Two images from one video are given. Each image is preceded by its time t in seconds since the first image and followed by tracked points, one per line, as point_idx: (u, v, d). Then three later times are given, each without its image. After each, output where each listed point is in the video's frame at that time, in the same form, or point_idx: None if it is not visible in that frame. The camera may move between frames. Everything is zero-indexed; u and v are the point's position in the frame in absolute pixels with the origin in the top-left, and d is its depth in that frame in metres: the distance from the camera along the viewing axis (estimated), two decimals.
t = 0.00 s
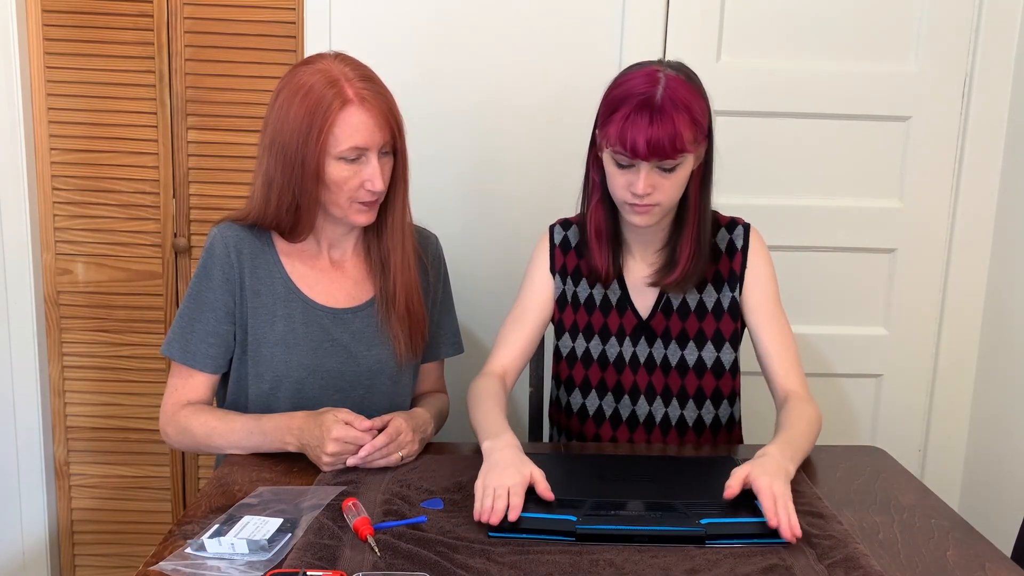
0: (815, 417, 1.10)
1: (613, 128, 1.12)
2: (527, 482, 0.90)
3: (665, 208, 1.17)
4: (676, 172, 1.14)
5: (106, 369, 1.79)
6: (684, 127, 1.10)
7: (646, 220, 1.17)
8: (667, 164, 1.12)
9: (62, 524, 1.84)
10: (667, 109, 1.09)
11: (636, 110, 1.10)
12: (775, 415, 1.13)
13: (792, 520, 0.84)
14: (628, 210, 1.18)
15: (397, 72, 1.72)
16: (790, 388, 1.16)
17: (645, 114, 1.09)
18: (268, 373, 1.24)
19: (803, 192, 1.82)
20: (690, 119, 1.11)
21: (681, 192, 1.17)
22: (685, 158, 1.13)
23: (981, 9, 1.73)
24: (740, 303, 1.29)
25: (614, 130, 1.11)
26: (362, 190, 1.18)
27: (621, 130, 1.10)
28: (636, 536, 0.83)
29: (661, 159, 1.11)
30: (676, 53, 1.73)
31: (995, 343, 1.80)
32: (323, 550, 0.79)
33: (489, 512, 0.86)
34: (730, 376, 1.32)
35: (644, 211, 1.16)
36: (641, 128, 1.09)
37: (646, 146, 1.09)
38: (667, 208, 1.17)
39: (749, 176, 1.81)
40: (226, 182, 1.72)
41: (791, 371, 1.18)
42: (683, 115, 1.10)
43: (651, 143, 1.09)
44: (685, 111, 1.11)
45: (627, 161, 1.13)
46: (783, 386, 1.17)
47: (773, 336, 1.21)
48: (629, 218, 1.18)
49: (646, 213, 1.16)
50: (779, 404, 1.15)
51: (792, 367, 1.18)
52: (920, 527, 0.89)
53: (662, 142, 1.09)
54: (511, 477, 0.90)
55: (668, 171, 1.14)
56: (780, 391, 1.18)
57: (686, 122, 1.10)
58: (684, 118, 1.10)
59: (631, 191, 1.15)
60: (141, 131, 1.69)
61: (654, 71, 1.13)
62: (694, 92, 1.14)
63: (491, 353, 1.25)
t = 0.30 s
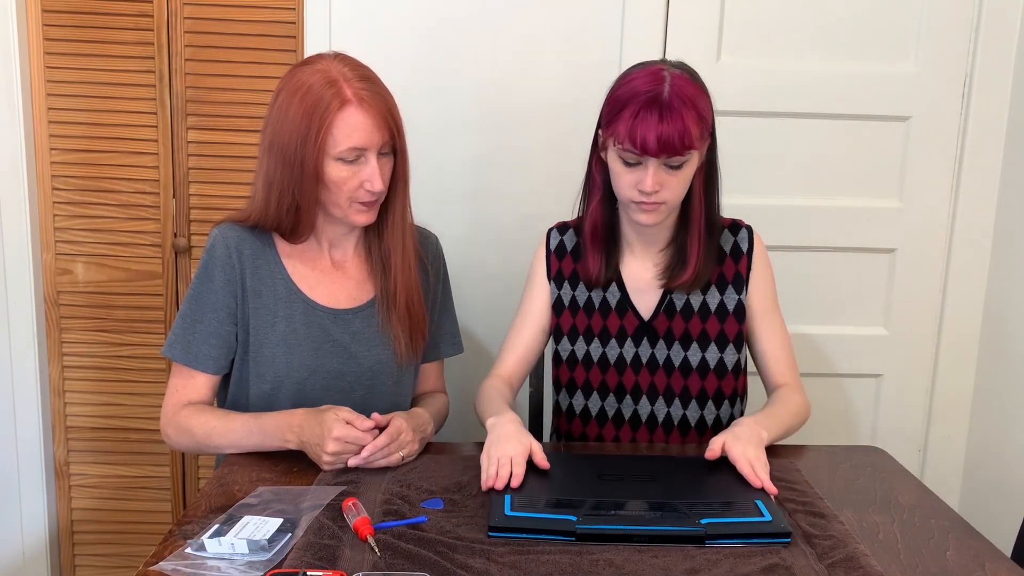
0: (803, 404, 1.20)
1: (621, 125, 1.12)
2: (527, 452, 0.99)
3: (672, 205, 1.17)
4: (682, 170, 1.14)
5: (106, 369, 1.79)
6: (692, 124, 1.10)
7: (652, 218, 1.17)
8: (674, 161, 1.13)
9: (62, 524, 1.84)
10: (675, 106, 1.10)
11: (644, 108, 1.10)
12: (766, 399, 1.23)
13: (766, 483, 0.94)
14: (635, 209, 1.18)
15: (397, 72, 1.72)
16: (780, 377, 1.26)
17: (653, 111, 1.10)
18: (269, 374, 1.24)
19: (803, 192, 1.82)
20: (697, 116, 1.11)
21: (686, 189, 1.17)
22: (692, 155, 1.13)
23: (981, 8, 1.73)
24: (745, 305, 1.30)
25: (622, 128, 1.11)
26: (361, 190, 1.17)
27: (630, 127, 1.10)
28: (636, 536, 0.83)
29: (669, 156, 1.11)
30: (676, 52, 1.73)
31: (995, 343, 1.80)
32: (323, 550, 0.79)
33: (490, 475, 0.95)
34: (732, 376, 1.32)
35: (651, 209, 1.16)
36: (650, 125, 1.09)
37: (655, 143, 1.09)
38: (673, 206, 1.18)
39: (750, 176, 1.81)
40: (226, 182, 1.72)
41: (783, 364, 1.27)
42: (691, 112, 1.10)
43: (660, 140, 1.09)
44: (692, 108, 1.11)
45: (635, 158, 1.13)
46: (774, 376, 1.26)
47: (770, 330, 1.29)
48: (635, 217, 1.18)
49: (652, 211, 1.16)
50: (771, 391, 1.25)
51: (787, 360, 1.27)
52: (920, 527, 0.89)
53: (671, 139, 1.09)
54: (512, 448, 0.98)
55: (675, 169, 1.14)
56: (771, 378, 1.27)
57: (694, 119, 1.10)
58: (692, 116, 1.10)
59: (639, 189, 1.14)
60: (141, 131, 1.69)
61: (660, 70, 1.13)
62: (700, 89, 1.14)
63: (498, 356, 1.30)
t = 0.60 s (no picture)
0: (797, 405, 1.19)
1: (614, 128, 1.12)
2: (527, 453, 0.99)
3: (666, 208, 1.17)
4: (676, 173, 1.14)
5: (106, 369, 1.79)
6: (685, 128, 1.10)
7: (647, 221, 1.17)
8: (668, 164, 1.13)
9: (62, 524, 1.84)
10: (668, 109, 1.10)
11: (637, 111, 1.10)
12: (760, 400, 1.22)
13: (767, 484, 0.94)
14: (629, 211, 1.18)
15: (397, 71, 1.72)
16: (775, 377, 1.26)
17: (646, 115, 1.10)
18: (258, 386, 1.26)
19: (803, 192, 1.82)
20: (691, 120, 1.11)
21: (681, 191, 1.17)
22: (686, 158, 1.13)
23: (981, 8, 1.73)
24: (743, 301, 1.30)
25: (616, 132, 1.12)
26: (315, 199, 1.14)
27: (623, 131, 1.11)
28: (636, 536, 0.83)
29: (662, 160, 1.11)
30: (676, 53, 1.73)
31: (995, 343, 1.80)
32: (323, 550, 0.79)
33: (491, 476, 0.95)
34: (731, 373, 1.32)
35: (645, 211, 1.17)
36: (643, 129, 1.10)
37: (647, 147, 1.10)
38: (667, 208, 1.18)
39: (750, 177, 1.81)
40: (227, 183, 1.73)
41: (778, 363, 1.27)
42: (685, 116, 1.10)
43: (652, 144, 1.10)
44: (686, 111, 1.11)
45: (628, 161, 1.14)
46: (768, 376, 1.26)
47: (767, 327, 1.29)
48: (630, 219, 1.19)
49: (647, 213, 1.17)
50: (764, 391, 1.25)
51: (783, 360, 1.27)
52: (920, 527, 0.89)
53: (664, 144, 1.10)
54: (512, 449, 0.99)
55: (669, 172, 1.14)
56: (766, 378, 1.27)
57: (688, 124, 1.10)
58: (686, 120, 1.10)
59: (633, 192, 1.15)
60: (141, 131, 1.69)
61: (655, 72, 1.13)
62: (695, 93, 1.14)
63: (497, 357, 1.31)
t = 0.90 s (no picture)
0: (793, 400, 1.20)
1: (605, 120, 1.14)
2: (483, 431, 1.01)
3: (659, 202, 1.17)
4: (667, 166, 1.14)
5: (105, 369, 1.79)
6: (672, 120, 1.10)
7: (638, 214, 1.17)
8: (657, 156, 1.13)
9: (62, 524, 1.84)
10: (657, 102, 1.10)
11: (626, 102, 1.11)
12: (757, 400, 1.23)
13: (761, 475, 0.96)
14: (622, 203, 1.19)
15: (397, 71, 1.72)
16: (771, 376, 1.26)
17: (634, 106, 1.11)
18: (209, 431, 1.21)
19: (803, 193, 1.82)
20: (682, 114, 1.11)
21: (675, 186, 1.17)
22: (677, 152, 1.13)
23: (981, 8, 1.73)
24: (744, 304, 1.30)
25: (605, 122, 1.13)
26: (195, 274, 1.03)
27: (610, 121, 1.12)
28: (636, 536, 0.83)
29: (648, 151, 1.12)
30: (676, 53, 1.73)
31: (996, 342, 1.80)
32: (323, 550, 0.79)
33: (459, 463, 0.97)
34: (730, 375, 1.32)
35: (636, 203, 1.17)
36: (629, 119, 1.11)
37: (632, 137, 1.11)
38: (660, 203, 1.17)
39: (750, 177, 1.81)
40: (226, 182, 1.73)
41: (774, 363, 1.28)
42: (675, 110, 1.11)
43: (636, 134, 1.10)
44: (676, 105, 1.11)
45: (618, 152, 1.15)
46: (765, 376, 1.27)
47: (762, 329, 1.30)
48: (623, 212, 1.19)
49: (637, 205, 1.17)
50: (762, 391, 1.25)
51: (777, 358, 1.28)
52: (920, 527, 0.89)
53: (649, 134, 1.10)
54: (469, 427, 1.00)
55: (659, 165, 1.14)
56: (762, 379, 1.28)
57: (676, 117, 1.11)
58: (675, 113, 1.11)
59: (623, 183, 1.15)
60: (142, 131, 1.69)
61: (652, 67, 1.15)
62: (691, 89, 1.14)
63: (489, 358, 1.29)
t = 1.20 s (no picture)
0: (784, 391, 1.25)
1: (610, 118, 1.14)
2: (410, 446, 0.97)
3: (663, 202, 1.17)
4: (672, 166, 1.14)
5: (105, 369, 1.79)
6: (678, 120, 1.10)
7: (643, 213, 1.18)
8: (662, 156, 1.13)
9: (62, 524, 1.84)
10: (663, 101, 1.10)
11: (632, 101, 1.11)
12: (750, 395, 1.27)
13: (768, 472, 0.98)
14: (626, 203, 1.19)
15: (397, 71, 1.72)
16: (764, 371, 1.30)
17: (640, 105, 1.11)
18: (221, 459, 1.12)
19: (802, 193, 1.82)
20: (688, 114, 1.11)
21: (680, 186, 1.17)
22: (682, 152, 1.13)
23: (981, 8, 1.73)
24: (748, 307, 1.31)
25: (610, 120, 1.13)
26: (126, 340, 0.91)
27: (616, 119, 1.12)
28: (635, 536, 0.83)
29: (654, 150, 1.12)
30: (676, 52, 1.73)
31: (995, 342, 1.80)
32: (323, 550, 0.79)
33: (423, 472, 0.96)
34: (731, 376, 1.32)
35: (640, 203, 1.17)
36: (634, 118, 1.10)
37: (637, 136, 1.11)
38: (665, 203, 1.17)
39: (749, 177, 1.81)
40: (226, 183, 1.74)
41: (767, 359, 1.31)
42: (681, 110, 1.10)
43: (642, 134, 1.10)
44: (682, 106, 1.11)
45: (624, 151, 1.15)
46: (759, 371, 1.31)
47: (758, 325, 1.32)
48: (627, 212, 1.19)
49: (642, 205, 1.17)
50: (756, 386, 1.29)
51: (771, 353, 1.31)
52: (920, 527, 0.89)
53: (654, 134, 1.10)
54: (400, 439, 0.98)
55: (664, 165, 1.14)
56: (755, 374, 1.31)
57: (683, 117, 1.10)
58: (682, 113, 1.10)
59: (627, 182, 1.15)
60: (142, 131, 1.70)
61: (659, 66, 1.14)
62: (697, 89, 1.14)
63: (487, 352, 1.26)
